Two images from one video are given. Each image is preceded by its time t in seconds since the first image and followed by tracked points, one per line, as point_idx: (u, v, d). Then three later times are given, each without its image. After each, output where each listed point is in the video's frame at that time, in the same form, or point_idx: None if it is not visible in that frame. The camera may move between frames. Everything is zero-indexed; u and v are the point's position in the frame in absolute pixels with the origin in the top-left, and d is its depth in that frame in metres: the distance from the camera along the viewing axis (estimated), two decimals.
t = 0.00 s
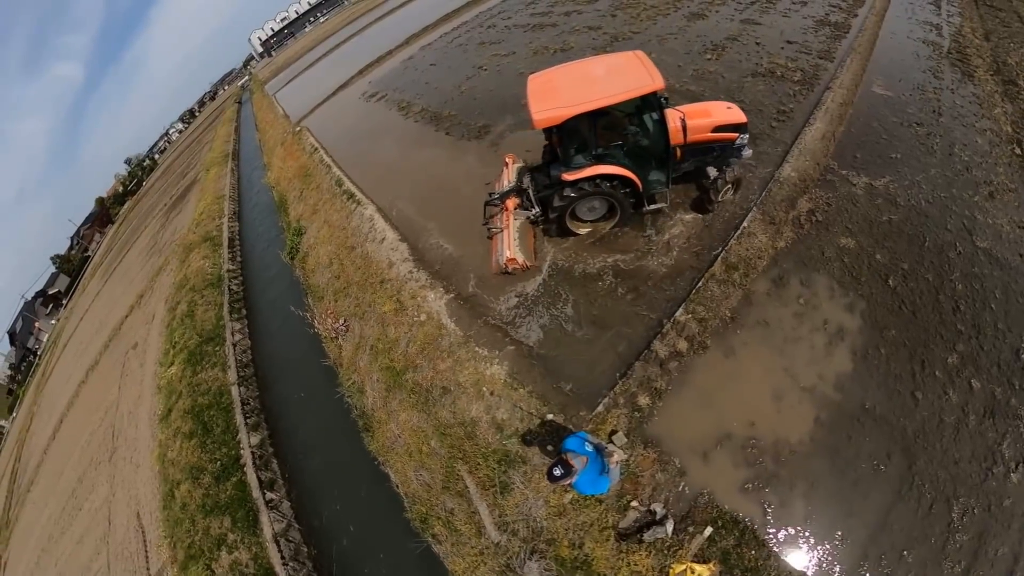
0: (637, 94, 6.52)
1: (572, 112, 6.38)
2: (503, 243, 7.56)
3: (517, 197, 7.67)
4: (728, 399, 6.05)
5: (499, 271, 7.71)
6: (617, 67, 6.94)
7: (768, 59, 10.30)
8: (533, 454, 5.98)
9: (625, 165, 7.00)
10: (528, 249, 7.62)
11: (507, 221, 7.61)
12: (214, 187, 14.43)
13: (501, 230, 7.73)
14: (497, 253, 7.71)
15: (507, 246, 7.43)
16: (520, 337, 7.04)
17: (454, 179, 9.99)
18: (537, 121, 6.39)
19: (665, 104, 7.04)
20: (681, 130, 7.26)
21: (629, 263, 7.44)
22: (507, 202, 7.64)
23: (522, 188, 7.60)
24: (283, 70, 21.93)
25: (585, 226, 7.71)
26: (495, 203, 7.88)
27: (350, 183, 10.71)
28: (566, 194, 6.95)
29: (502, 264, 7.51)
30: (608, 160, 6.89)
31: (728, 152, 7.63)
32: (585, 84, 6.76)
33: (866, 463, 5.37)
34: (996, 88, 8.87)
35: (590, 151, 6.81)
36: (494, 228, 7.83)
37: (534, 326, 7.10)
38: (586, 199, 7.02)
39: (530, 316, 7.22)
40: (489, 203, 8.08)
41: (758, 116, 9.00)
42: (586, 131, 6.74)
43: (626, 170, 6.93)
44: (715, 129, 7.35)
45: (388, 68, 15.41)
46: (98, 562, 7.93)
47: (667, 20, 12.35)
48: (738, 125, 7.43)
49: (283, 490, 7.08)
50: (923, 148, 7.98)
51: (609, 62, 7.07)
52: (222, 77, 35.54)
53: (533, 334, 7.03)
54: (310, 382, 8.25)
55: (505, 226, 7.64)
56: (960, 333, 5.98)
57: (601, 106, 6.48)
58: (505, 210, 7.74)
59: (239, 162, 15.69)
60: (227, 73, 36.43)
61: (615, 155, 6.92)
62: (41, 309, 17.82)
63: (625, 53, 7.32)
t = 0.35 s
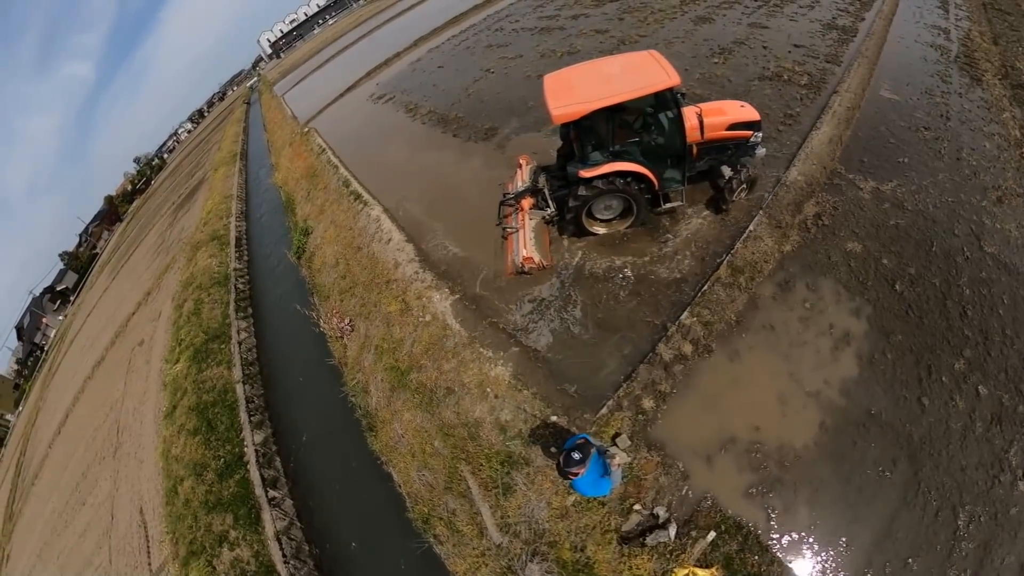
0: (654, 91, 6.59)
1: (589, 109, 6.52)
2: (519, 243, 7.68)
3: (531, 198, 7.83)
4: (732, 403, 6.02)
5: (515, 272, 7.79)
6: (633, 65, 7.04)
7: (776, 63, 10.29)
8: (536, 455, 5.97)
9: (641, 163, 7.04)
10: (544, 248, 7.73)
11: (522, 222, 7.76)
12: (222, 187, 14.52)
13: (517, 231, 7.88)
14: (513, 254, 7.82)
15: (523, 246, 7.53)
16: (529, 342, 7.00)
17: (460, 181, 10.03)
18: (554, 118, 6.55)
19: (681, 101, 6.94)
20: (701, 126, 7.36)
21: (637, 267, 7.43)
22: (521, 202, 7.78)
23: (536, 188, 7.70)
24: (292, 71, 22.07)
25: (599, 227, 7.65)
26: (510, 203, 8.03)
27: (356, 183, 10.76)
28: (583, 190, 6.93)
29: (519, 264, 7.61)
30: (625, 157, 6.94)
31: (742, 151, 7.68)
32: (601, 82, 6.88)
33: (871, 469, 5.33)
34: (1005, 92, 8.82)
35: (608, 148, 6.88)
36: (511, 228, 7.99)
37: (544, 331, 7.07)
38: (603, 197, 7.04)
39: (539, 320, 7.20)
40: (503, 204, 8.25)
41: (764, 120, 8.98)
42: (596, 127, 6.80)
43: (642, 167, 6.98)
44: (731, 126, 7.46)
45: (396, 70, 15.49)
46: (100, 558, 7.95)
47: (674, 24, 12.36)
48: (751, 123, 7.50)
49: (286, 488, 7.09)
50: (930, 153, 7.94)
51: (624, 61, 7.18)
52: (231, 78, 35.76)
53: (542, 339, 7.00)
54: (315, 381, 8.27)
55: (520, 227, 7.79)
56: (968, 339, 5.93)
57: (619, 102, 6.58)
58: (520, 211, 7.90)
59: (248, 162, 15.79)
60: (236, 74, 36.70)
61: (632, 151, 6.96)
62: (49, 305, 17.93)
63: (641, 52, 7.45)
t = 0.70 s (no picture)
0: (665, 82, 6.61)
1: (601, 99, 6.54)
2: (524, 237, 7.78)
3: (535, 192, 8.09)
4: (728, 401, 6.06)
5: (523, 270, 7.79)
6: (644, 58, 7.10)
7: (772, 63, 10.33)
8: (532, 452, 5.97)
9: (648, 156, 7.14)
10: (550, 242, 7.79)
11: (527, 215, 7.93)
12: (213, 180, 14.31)
13: (521, 224, 8.00)
14: (518, 248, 7.87)
15: (529, 239, 7.62)
16: (530, 344, 6.96)
17: (455, 177, 9.96)
18: (566, 107, 6.55)
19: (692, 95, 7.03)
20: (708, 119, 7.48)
21: (634, 265, 7.46)
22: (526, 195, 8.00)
23: (541, 182, 7.99)
24: (284, 63, 21.80)
25: (605, 221, 7.75)
26: (514, 198, 8.24)
27: (349, 178, 10.65)
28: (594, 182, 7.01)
29: (524, 258, 7.64)
30: (633, 149, 7.04)
31: (742, 147, 7.81)
32: (612, 74, 6.91)
33: (863, 467, 5.40)
34: (998, 97, 8.94)
35: (617, 141, 6.96)
36: (515, 222, 8.12)
37: (546, 331, 7.04)
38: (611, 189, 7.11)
39: (542, 321, 7.16)
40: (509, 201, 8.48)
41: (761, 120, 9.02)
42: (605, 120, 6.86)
43: (649, 159, 7.09)
44: (737, 121, 7.58)
45: (390, 63, 15.34)
46: (91, 557, 7.84)
47: (671, 22, 12.36)
48: (755, 118, 7.64)
49: (279, 486, 7.02)
50: (924, 155, 8.03)
51: (634, 54, 7.24)
52: (222, 70, 35.28)
53: (543, 339, 6.96)
54: (307, 378, 8.19)
55: (525, 221, 7.92)
56: (959, 340, 6.03)
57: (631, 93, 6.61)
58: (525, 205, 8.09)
59: (239, 155, 15.58)
60: (228, 66, 36.20)
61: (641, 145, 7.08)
62: (38, 300, 17.60)
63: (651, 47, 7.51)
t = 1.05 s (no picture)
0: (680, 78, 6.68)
1: (618, 91, 6.56)
2: (533, 232, 7.65)
3: (542, 186, 7.89)
4: (722, 401, 6.11)
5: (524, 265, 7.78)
6: (656, 54, 7.15)
7: (770, 64, 10.38)
8: (527, 450, 5.97)
9: (660, 150, 7.20)
10: (559, 238, 7.73)
11: (535, 211, 7.77)
12: (203, 171, 14.07)
13: (529, 219, 7.85)
14: (527, 244, 7.74)
15: (539, 234, 7.51)
16: (530, 344, 6.91)
17: (451, 171, 9.88)
18: (584, 97, 6.54)
19: (705, 91, 7.11)
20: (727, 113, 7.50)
21: (633, 263, 7.47)
22: (533, 190, 7.81)
23: (550, 176, 7.78)
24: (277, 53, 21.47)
25: (615, 216, 7.79)
26: (520, 191, 8.03)
27: (342, 170, 10.52)
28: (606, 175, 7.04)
29: (535, 253, 7.54)
30: (646, 143, 7.10)
31: (745, 144, 7.87)
32: (626, 66, 6.94)
33: (854, 466, 5.49)
34: (992, 104, 9.07)
35: (631, 134, 7.00)
36: (522, 217, 7.95)
37: (547, 330, 7.00)
38: (622, 183, 7.17)
39: (543, 320, 7.13)
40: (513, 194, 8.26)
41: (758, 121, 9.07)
42: (617, 112, 6.86)
43: (661, 153, 7.16)
44: (744, 117, 7.64)
45: (385, 55, 15.16)
46: (79, 554, 7.71)
47: (670, 20, 12.35)
48: (761, 116, 7.68)
49: (270, 482, 6.96)
50: (919, 160, 8.13)
51: (647, 49, 7.28)
52: (213, 59, 34.70)
53: (544, 340, 6.92)
54: (298, 374, 8.11)
55: (533, 216, 7.77)
56: (949, 343, 6.13)
57: (647, 86, 6.66)
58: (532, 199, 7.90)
59: (230, 146, 15.33)
60: (219, 54, 35.61)
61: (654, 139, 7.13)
62: (24, 292, 17.21)
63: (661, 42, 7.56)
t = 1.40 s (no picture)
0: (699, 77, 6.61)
1: (640, 90, 6.51)
2: (548, 232, 7.58)
3: (555, 185, 7.79)
4: (722, 402, 6.11)
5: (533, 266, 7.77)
6: (674, 53, 7.11)
7: (774, 66, 10.37)
8: (527, 450, 5.97)
9: (675, 148, 7.19)
10: (575, 238, 7.74)
11: (549, 210, 7.69)
12: (205, 167, 14.06)
13: (543, 219, 7.76)
14: (542, 243, 7.69)
15: (556, 235, 7.45)
16: (536, 344, 6.90)
17: (453, 170, 9.88)
18: (606, 96, 6.49)
19: (721, 89, 7.00)
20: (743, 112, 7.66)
21: (638, 263, 7.47)
22: (546, 189, 7.70)
23: (563, 175, 7.71)
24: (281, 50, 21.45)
25: (629, 215, 7.74)
26: (534, 191, 7.96)
27: (345, 167, 10.50)
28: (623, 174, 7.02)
29: (551, 254, 7.48)
30: (661, 142, 7.09)
31: (752, 142, 7.93)
32: (644, 66, 6.89)
33: (854, 470, 5.49)
34: (996, 109, 9.07)
35: (648, 133, 6.98)
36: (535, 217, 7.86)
37: (552, 330, 6.99)
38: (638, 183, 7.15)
39: (548, 319, 7.13)
40: (525, 192, 8.18)
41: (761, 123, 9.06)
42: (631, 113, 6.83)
43: (677, 152, 7.17)
44: (755, 116, 7.75)
45: (389, 52, 15.15)
46: (77, 548, 7.72)
47: (674, 21, 12.34)
48: (772, 114, 7.81)
49: (269, 478, 6.95)
50: (922, 164, 8.13)
51: (664, 48, 7.23)
52: (217, 55, 34.70)
53: (550, 340, 6.91)
54: (299, 371, 8.10)
55: (547, 216, 7.69)
56: (951, 347, 6.13)
57: (666, 85, 6.60)
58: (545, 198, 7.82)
59: (232, 142, 15.32)
60: (223, 50, 35.59)
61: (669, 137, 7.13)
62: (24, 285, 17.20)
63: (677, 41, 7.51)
